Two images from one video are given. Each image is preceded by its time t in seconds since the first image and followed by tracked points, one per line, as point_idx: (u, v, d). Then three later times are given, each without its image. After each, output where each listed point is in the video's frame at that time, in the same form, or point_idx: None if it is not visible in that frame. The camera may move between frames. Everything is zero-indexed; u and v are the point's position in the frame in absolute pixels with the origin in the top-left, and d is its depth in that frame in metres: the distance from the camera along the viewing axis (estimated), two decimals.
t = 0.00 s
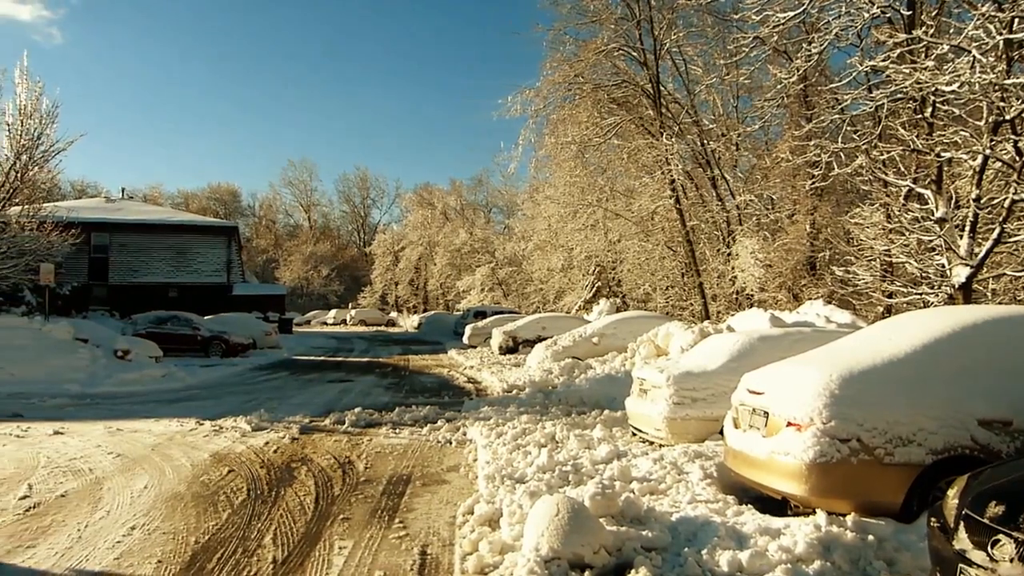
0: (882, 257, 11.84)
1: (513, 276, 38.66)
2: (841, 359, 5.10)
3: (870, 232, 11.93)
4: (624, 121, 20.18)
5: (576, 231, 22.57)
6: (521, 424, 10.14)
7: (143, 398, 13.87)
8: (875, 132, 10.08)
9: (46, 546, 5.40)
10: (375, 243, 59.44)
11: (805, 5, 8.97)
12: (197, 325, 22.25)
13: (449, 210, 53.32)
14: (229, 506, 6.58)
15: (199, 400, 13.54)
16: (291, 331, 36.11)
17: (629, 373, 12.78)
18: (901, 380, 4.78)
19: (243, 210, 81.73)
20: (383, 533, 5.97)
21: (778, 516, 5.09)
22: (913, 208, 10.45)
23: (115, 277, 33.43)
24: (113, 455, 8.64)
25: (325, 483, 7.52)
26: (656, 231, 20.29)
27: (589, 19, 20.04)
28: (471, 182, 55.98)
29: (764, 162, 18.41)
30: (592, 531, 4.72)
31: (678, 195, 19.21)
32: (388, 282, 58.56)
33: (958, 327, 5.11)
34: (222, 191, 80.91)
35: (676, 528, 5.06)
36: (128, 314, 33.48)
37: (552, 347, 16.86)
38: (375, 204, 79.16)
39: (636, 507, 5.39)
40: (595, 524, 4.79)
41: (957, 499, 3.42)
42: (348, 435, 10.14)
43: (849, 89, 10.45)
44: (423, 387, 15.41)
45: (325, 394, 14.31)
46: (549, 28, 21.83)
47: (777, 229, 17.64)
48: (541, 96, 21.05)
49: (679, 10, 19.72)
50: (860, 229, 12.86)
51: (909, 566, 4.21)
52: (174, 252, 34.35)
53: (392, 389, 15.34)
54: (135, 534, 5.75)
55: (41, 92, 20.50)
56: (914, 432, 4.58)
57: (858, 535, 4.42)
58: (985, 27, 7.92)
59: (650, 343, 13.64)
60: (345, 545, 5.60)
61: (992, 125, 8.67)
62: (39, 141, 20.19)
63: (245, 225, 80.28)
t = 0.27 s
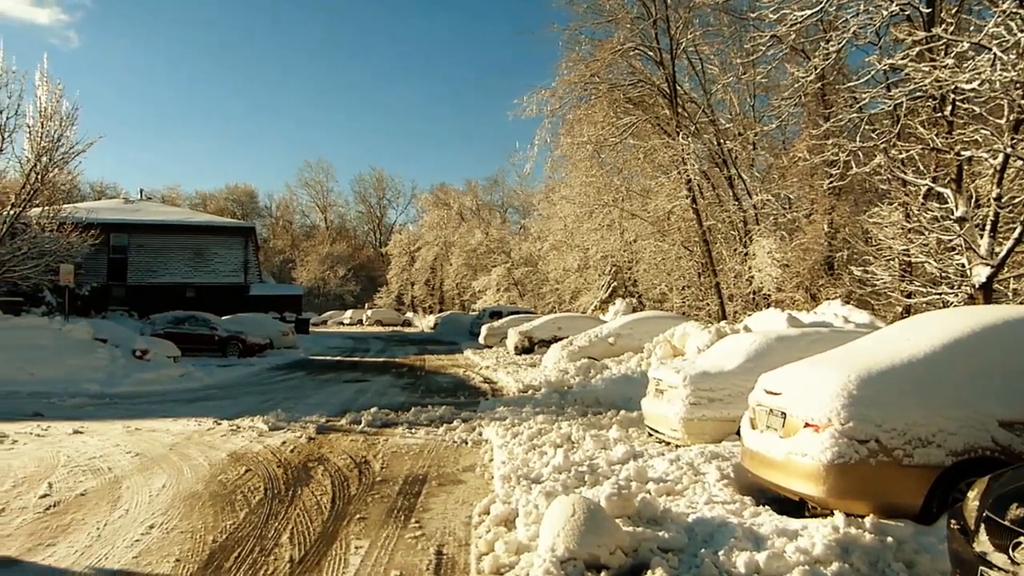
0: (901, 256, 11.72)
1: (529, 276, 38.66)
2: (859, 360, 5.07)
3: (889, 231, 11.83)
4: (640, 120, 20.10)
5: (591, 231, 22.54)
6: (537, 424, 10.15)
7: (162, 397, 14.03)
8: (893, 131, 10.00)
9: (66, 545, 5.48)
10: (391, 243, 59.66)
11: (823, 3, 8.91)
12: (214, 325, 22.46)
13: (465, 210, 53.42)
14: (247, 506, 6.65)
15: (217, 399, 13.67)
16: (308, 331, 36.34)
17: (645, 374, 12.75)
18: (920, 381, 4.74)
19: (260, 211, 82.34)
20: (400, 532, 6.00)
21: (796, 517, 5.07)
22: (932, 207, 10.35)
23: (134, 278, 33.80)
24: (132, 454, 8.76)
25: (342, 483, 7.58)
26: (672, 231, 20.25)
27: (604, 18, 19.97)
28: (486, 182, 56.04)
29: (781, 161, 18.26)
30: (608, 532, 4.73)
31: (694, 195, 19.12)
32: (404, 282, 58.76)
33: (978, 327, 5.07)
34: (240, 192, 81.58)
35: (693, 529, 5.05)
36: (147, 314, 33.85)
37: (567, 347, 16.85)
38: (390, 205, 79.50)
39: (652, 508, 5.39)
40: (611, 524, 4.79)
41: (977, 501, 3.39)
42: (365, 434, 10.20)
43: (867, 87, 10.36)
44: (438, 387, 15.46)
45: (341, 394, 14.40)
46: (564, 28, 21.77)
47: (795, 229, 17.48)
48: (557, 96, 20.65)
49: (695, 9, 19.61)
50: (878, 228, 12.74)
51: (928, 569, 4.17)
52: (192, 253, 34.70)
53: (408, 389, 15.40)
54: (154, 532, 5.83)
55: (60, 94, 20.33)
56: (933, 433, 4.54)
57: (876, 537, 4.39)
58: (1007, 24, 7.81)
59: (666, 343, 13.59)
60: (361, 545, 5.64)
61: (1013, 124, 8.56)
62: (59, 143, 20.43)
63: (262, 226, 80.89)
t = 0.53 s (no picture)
0: (919, 255, 11.61)
1: (544, 276, 38.66)
2: (876, 360, 5.03)
3: (906, 230, 11.72)
4: (655, 120, 20.02)
5: (606, 230, 22.53)
6: (552, 424, 10.14)
7: (179, 397, 14.16)
8: (911, 129, 9.88)
9: (85, 543, 5.55)
10: (406, 244, 59.84)
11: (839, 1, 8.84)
12: (230, 325, 22.63)
13: (480, 210, 53.50)
14: (262, 505, 6.69)
15: (234, 399, 13.77)
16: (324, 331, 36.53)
17: (660, 374, 12.70)
18: (938, 381, 4.69)
19: (276, 212, 82.88)
20: (414, 532, 6.02)
21: (812, 518, 5.03)
22: (950, 205, 10.25)
23: (151, 278, 34.13)
24: (149, 454, 8.85)
25: (357, 482, 7.62)
26: (687, 230, 20.15)
27: (619, 17, 19.91)
28: (501, 182, 56.07)
29: (797, 160, 18.12)
30: (623, 533, 4.71)
31: (709, 194, 19.04)
32: (419, 283, 58.92)
33: (997, 327, 5.01)
34: (255, 193, 82.14)
35: (708, 530, 5.03)
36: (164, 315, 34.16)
37: (582, 347, 16.82)
38: (405, 205, 79.78)
39: (667, 509, 5.37)
40: (626, 525, 4.78)
41: (997, 502, 3.35)
42: (380, 434, 10.24)
43: (885, 85, 10.26)
44: (453, 387, 15.49)
45: (356, 394, 14.46)
46: (578, 28, 21.73)
47: (811, 228, 17.32)
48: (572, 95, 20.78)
49: (710, 7, 19.52)
50: (896, 227, 12.63)
51: (947, 571, 4.13)
52: (209, 253, 34.99)
53: (423, 389, 15.45)
54: (171, 531, 5.88)
55: (79, 97, 21.07)
56: (952, 434, 4.49)
57: (894, 539, 4.35)
58: None
59: (681, 343, 13.54)
60: (376, 545, 5.67)
61: None
62: (78, 144, 20.77)
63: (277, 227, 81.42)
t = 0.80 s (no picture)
0: (937, 255, 11.49)
1: (559, 277, 38.66)
2: (895, 361, 4.98)
3: (924, 230, 11.60)
4: (670, 120, 19.92)
5: (620, 231, 22.56)
6: (567, 425, 10.14)
7: (196, 397, 14.29)
8: (929, 127, 9.77)
9: (103, 542, 5.62)
10: (420, 244, 59.99)
11: None
12: (246, 326, 22.81)
13: (494, 211, 53.55)
14: (278, 505, 6.75)
15: (250, 399, 13.87)
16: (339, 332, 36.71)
17: (676, 375, 12.65)
18: (958, 383, 4.65)
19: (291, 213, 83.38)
20: (430, 532, 6.05)
21: (829, 520, 5.00)
22: (970, 205, 10.13)
23: (168, 279, 34.45)
24: (166, 453, 8.94)
25: (372, 482, 7.66)
26: (702, 230, 20.08)
27: (633, 17, 19.85)
28: (515, 183, 56.07)
29: (814, 160, 17.96)
30: (638, 534, 4.71)
31: (725, 194, 18.93)
32: (433, 283, 59.06)
33: (1018, 328, 4.95)
34: (271, 194, 82.67)
35: (724, 532, 5.01)
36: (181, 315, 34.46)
37: (597, 348, 16.80)
38: (420, 206, 80.05)
39: (682, 510, 5.37)
40: (641, 526, 4.78)
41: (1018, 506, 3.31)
42: (395, 435, 10.29)
43: (903, 84, 10.16)
44: (468, 388, 15.52)
45: (371, 394, 14.54)
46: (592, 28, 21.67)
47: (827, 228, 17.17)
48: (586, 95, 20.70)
49: (726, 7, 19.40)
50: (914, 226, 12.50)
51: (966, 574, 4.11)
52: (225, 254, 35.29)
53: (438, 389, 15.49)
54: (187, 530, 5.95)
55: (97, 100, 21.40)
56: (972, 436, 4.44)
57: (912, 542, 4.32)
58: None
59: (697, 344, 13.48)
60: (392, 544, 5.70)
61: None
62: (96, 147, 21.28)
63: (292, 228, 81.92)
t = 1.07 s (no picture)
0: (956, 255, 11.36)
1: (573, 277, 38.62)
2: (913, 361, 4.95)
3: (943, 230, 11.46)
4: (685, 120, 19.82)
5: (635, 231, 22.75)
6: (581, 426, 10.13)
7: (212, 397, 14.40)
8: (947, 126, 9.65)
9: (121, 540, 5.70)
10: (435, 245, 60.12)
11: None
12: (262, 326, 22.98)
13: (508, 211, 53.59)
14: (294, 504, 6.80)
15: (266, 400, 13.97)
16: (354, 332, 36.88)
17: (691, 375, 12.60)
18: (977, 384, 4.61)
19: (307, 214, 83.87)
20: (444, 532, 6.07)
21: (847, 522, 4.97)
22: (989, 204, 10.00)
23: (185, 280, 34.78)
24: (183, 453, 9.03)
25: (387, 482, 7.70)
26: (717, 230, 20.00)
27: (648, 17, 19.78)
28: (529, 183, 56.05)
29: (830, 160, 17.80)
30: (654, 535, 4.70)
31: (740, 194, 18.81)
32: (448, 284, 59.18)
33: None
34: (287, 195, 83.20)
35: (740, 533, 4.99)
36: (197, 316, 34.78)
37: (612, 348, 16.76)
38: (434, 206, 80.27)
39: (698, 511, 5.35)
40: (657, 527, 4.77)
41: None
42: (409, 435, 10.33)
43: (921, 82, 10.06)
44: (483, 388, 15.54)
45: (386, 395, 14.59)
46: (606, 28, 21.62)
47: (844, 228, 17.01)
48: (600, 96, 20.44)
49: (741, 6, 19.26)
50: (932, 226, 12.37)
51: None
52: (241, 255, 35.57)
53: (452, 390, 15.52)
54: (204, 530, 6.00)
55: (115, 102, 21.66)
56: (991, 438, 4.41)
57: (931, 544, 4.27)
58: None
59: (712, 344, 13.42)
60: (407, 545, 5.73)
61: None
62: (114, 149, 21.58)
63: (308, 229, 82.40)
